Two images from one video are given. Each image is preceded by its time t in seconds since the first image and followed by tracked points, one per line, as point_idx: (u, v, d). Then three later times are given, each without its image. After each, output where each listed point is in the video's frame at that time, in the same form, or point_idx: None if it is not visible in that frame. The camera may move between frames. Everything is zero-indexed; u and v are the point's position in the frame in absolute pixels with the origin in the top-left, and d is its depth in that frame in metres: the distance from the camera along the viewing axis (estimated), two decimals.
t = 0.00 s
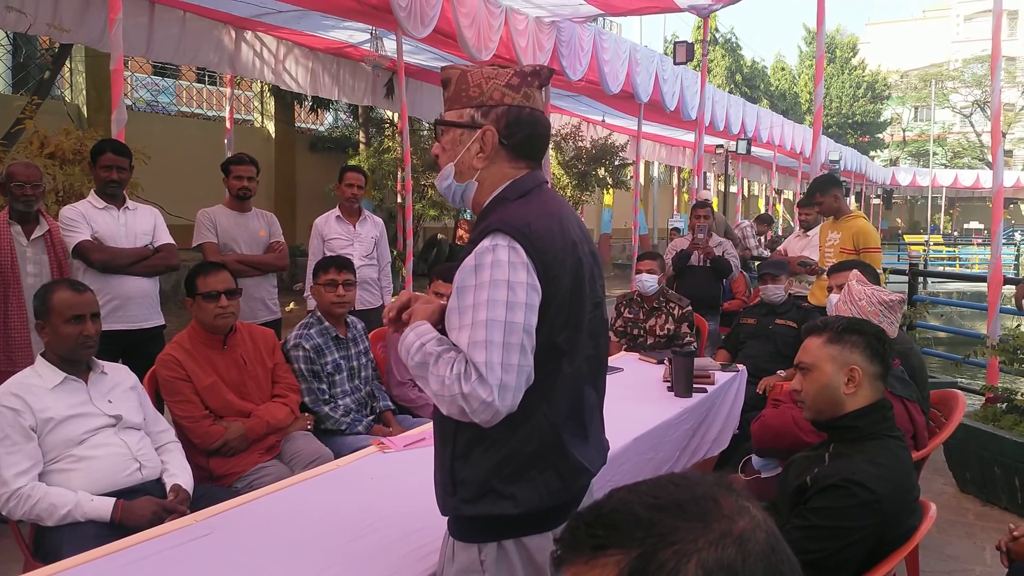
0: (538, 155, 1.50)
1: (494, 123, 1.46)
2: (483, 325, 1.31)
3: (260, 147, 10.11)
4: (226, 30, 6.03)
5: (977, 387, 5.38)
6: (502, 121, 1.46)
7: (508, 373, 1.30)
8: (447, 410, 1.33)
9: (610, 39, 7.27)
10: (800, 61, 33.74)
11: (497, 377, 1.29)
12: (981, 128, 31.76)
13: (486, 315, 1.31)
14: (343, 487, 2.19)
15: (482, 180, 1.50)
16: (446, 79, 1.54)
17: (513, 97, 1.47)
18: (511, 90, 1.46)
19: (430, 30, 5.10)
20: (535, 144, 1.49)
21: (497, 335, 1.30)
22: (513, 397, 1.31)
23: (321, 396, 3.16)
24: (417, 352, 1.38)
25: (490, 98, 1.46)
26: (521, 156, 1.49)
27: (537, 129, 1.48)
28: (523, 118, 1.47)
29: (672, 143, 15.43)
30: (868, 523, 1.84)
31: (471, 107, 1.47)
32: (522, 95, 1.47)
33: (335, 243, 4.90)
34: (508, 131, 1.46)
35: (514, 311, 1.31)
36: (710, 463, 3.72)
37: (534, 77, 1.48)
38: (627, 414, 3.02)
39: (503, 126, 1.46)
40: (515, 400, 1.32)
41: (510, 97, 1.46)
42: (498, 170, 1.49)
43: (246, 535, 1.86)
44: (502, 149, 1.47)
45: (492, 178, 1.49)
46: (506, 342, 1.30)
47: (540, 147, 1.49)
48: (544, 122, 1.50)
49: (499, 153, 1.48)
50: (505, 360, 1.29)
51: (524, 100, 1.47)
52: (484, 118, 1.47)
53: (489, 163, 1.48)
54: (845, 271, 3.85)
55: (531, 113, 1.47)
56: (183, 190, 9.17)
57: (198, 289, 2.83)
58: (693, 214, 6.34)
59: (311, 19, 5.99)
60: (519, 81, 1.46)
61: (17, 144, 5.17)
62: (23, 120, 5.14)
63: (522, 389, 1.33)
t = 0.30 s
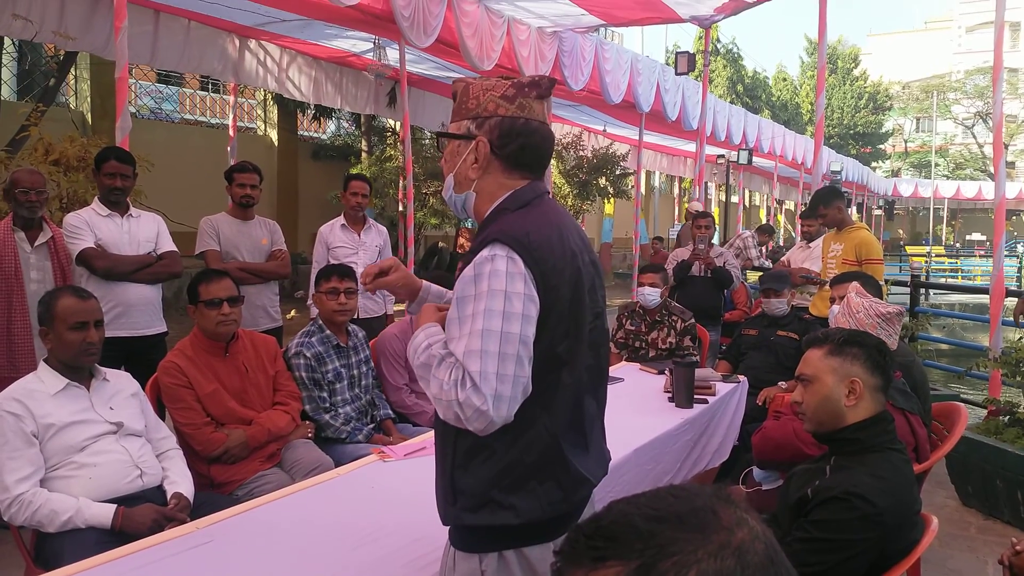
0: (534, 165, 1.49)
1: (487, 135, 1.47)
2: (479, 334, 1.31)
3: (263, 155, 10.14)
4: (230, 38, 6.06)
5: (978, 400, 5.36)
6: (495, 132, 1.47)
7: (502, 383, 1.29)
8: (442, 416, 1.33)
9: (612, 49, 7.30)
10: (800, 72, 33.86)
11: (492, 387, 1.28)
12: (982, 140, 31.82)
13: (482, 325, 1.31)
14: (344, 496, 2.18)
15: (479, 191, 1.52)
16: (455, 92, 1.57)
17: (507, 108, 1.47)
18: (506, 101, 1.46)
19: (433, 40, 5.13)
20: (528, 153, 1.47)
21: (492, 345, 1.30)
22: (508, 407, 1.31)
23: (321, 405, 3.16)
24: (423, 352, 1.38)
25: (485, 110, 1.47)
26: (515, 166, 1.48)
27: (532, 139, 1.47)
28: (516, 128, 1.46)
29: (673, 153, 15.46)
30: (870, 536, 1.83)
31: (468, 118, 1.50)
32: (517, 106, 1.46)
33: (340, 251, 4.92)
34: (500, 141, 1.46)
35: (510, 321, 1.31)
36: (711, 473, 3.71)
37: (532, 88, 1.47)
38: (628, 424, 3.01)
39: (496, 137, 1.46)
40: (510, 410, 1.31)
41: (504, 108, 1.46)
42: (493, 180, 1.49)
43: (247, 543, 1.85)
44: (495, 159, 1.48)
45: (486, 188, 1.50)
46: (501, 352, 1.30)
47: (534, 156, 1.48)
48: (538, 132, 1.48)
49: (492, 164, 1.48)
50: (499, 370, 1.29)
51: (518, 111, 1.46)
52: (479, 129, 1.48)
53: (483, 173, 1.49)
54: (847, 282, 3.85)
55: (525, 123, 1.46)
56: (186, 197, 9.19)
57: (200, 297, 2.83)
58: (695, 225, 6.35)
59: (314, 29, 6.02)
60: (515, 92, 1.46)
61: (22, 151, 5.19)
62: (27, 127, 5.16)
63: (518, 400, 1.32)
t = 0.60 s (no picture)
0: (541, 170, 1.50)
1: (495, 140, 1.48)
2: (484, 338, 1.31)
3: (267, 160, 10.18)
4: (234, 44, 6.09)
5: (982, 407, 5.35)
6: (503, 137, 1.47)
7: (509, 386, 1.30)
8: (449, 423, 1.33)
9: (615, 55, 7.32)
10: (805, 79, 33.85)
11: (497, 392, 1.29)
12: (987, 147, 31.76)
13: (488, 330, 1.31)
14: (347, 501, 2.19)
15: (485, 195, 1.53)
16: (462, 98, 1.58)
17: (515, 114, 1.48)
18: (514, 107, 1.47)
19: (436, 46, 5.15)
20: (536, 159, 1.48)
21: (498, 349, 1.30)
22: (515, 411, 1.31)
23: (325, 410, 3.16)
24: (428, 362, 1.39)
25: (494, 115, 1.48)
26: (522, 171, 1.49)
27: (540, 145, 1.48)
28: (524, 134, 1.47)
29: (676, 159, 15.47)
30: (873, 542, 1.83)
31: (476, 123, 1.50)
32: (526, 112, 1.47)
33: (346, 257, 4.93)
34: (508, 147, 1.47)
35: (515, 325, 1.32)
36: (715, 479, 3.70)
37: (540, 94, 1.48)
38: (631, 430, 3.01)
39: (504, 142, 1.47)
40: (516, 414, 1.32)
41: (512, 114, 1.47)
42: (500, 185, 1.50)
43: (250, 547, 1.86)
44: (502, 164, 1.49)
45: (493, 193, 1.51)
46: (506, 356, 1.31)
47: (542, 162, 1.49)
48: (547, 138, 1.49)
49: (499, 169, 1.49)
50: (505, 374, 1.30)
51: (527, 116, 1.47)
52: (487, 134, 1.49)
53: (491, 178, 1.50)
54: (851, 290, 3.84)
55: (533, 129, 1.48)
56: (191, 203, 9.23)
57: (204, 302, 2.84)
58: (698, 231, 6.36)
59: (318, 35, 6.05)
60: (523, 98, 1.47)
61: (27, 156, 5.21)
62: (32, 132, 5.19)
63: (524, 404, 1.33)
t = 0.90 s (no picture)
0: (545, 171, 1.50)
1: (500, 139, 1.48)
2: (488, 339, 1.31)
3: (267, 161, 10.18)
4: (234, 45, 6.09)
5: (982, 405, 5.35)
6: (507, 137, 1.47)
7: (515, 389, 1.30)
8: (456, 432, 1.33)
9: (616, 55, 7.32)
10: (805, 78, 33.82)
11: (502, 393, 1.29)
12: (988, 146, 31.75)
13: (492, 331, 1.31)
14: (346, 502, 2.18)
15: (489, 195, 1.52)
16: (468, 96, 1.57)
17: (520, 114, 1.47)
18: (518, 107, 1.47)
19: (437, 46, 5.15)
20: (540, 160, 1.48)
21: (503, 350, 1.30)
22: (520, 413, 1.31)
23: (325, 410, 3.16)
24: (429, 380, 1.38)
25: (498, 115, 1.48)
26: (525, 171, 1.48)
27: (544, 146, 1.48)
28: (528, 135, 1.47)
29: (677, 158, 15.47)
30: (873, 541, 1.83)
31: (481, 123, 1.50)
32: (530, 112, 1.47)
33: (347, 257, 4.93)
34: (512, 147, 1.47)
35: (519, 326, 1.31)
36: (715, 479, 3.70)
37: (546, 94, 1.47)
38: (631, 429, 3.01)
39: (508, 142, 1.47)
40: (522, 416, 1.31)
41: (517, 114, 1.47)
42: (504, 185, 1.49)
43: (250, 548, 1.86)
44: (506, 164, 1.48)
45: (497, 193, 1.50)
46: (511, 357, 1.30)
47: (547, 163, 1.49)
48: (551, 138, 1.48)
49: (503, 169, 1.49)
50: (511, 377, 1.29)
51: (532, 116, 1.47)
52: (491, 134, 1.49)
53: (494, 177, 1.50)
54: (851, 288, 3.84)
55: (538, 129, 1.47)
56: (191, 203, 9.22)
57: (203, 303, 2.83)
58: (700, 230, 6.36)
59: (318, 35, 6.05)
60: (528, 98, 1.47)
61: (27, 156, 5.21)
62: (32, 134, 5.19)
63: (530, 406, 1.32)
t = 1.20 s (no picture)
0: (542, 170, 1.49)
1: (495, 141, 1.47)
2: (487, 336, 1.31)
3: (264, 159, 10.16)
4: (231, 43, 6.08)
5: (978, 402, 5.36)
6: (502, 138, 1.47)
7: (513, 385, 1.30)
8: (451, 427, 1.32)
9: (614, 52, 7.31)
10: (802, 76, 33.82)
11: (501, 390, 1.29)
12: (985, 144, 31.79)
13: (491, 327, 1.31)
14: (343, 500, 2.18)
15: (487, 197, 1.52)
16: (461, 96, 1.57)
17: (514, 113, 1.47)
18: (512, 106, 1.46)
19: (434, 44, 5.14)
20: (536, 158, 1.48)
21: (502, 347, 1.30)
22: (517, 410, 1.31)
23: (322, 409, 3.16)
24: (420, 377, 1.38)
25: (491, 116, 1.47)
26: (523, 171, 1.48)
27: (539, 143, 1.47)
28: (523, 134, 1.46)
29: (675, 156, 15.47)
30: (870, 538, 1.83)
31: (475, 124, 1.49)
32: (524, 111, 1.46)
33: (346, 255, 4.93)
34: (508, 147, 1.47)
35: (519, 323, 1.31)
36: (712, 476, 3.70)
37: (538, 91, 1.47)
38: (629, 427, 3.02)
39: (503, 143, 1.47)
40: (520, 412, 1.31)
41: (510, 113, 1.46)
42: (502, 186, 1.49)
43: (246, 546, 1.85)
44: (503, 165, 1.48)
45: (495, 194, 1.50)
46: (510, 354, 1.30)
47: (544, 161, 1.48)
48: (546, 136, 1.48)
49: (501, 170, 1.49)
50: (510, 373, 1.29)
51: (525, 115, 1.47)
52: (486, 135, 1.48)
53: (492, 179, 1.49)
54: (848, 286, 3.84)
55: (532, 128, 1.47)
56: (188, 202, 9.20)
57: (199, 301, 2.82)
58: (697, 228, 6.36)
59: (315, 33, 6.04)
60: (521, 96, 1.46)
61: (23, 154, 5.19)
62: (28, 132, 5.17)
63: (527, 403, 1.32)
